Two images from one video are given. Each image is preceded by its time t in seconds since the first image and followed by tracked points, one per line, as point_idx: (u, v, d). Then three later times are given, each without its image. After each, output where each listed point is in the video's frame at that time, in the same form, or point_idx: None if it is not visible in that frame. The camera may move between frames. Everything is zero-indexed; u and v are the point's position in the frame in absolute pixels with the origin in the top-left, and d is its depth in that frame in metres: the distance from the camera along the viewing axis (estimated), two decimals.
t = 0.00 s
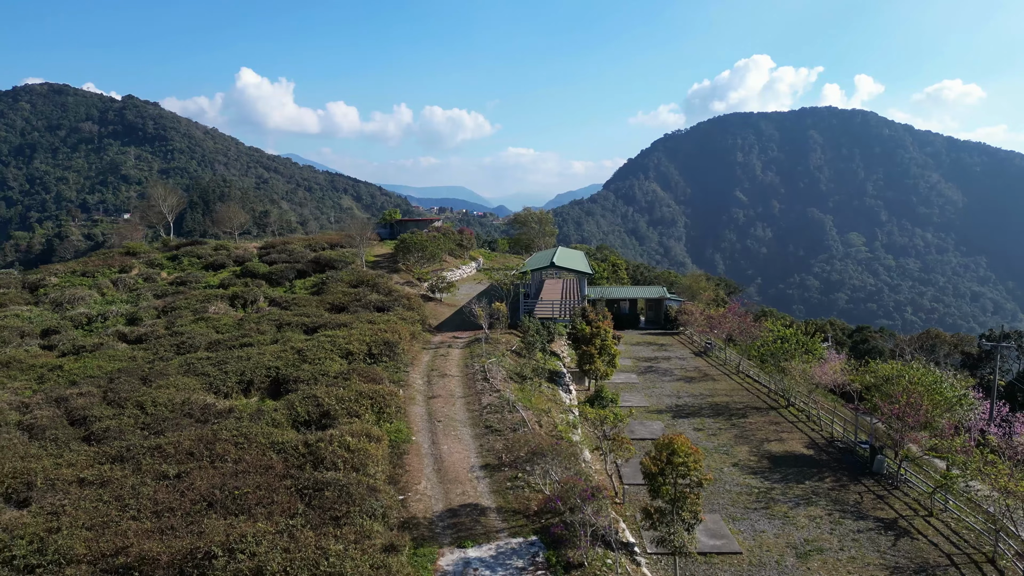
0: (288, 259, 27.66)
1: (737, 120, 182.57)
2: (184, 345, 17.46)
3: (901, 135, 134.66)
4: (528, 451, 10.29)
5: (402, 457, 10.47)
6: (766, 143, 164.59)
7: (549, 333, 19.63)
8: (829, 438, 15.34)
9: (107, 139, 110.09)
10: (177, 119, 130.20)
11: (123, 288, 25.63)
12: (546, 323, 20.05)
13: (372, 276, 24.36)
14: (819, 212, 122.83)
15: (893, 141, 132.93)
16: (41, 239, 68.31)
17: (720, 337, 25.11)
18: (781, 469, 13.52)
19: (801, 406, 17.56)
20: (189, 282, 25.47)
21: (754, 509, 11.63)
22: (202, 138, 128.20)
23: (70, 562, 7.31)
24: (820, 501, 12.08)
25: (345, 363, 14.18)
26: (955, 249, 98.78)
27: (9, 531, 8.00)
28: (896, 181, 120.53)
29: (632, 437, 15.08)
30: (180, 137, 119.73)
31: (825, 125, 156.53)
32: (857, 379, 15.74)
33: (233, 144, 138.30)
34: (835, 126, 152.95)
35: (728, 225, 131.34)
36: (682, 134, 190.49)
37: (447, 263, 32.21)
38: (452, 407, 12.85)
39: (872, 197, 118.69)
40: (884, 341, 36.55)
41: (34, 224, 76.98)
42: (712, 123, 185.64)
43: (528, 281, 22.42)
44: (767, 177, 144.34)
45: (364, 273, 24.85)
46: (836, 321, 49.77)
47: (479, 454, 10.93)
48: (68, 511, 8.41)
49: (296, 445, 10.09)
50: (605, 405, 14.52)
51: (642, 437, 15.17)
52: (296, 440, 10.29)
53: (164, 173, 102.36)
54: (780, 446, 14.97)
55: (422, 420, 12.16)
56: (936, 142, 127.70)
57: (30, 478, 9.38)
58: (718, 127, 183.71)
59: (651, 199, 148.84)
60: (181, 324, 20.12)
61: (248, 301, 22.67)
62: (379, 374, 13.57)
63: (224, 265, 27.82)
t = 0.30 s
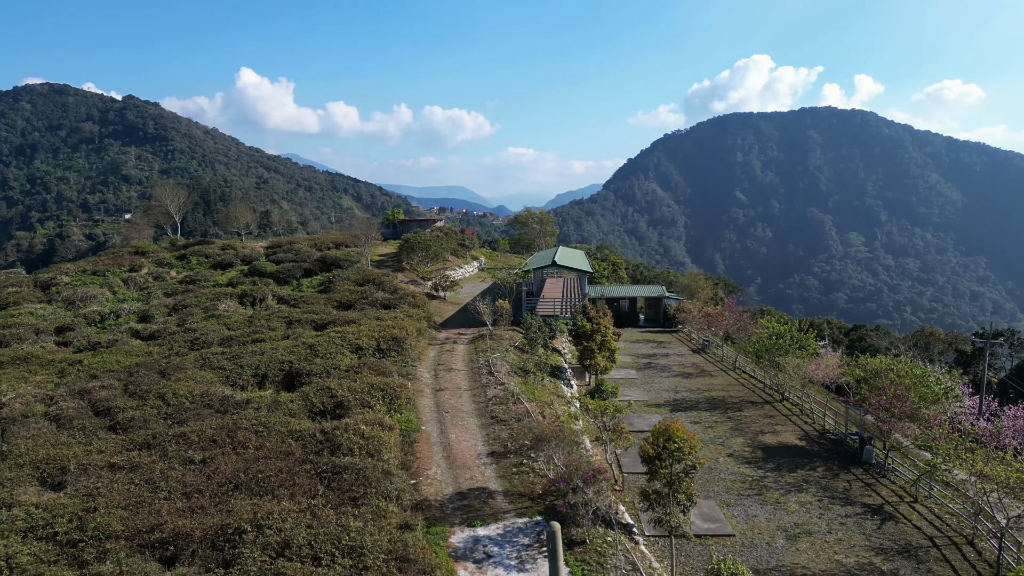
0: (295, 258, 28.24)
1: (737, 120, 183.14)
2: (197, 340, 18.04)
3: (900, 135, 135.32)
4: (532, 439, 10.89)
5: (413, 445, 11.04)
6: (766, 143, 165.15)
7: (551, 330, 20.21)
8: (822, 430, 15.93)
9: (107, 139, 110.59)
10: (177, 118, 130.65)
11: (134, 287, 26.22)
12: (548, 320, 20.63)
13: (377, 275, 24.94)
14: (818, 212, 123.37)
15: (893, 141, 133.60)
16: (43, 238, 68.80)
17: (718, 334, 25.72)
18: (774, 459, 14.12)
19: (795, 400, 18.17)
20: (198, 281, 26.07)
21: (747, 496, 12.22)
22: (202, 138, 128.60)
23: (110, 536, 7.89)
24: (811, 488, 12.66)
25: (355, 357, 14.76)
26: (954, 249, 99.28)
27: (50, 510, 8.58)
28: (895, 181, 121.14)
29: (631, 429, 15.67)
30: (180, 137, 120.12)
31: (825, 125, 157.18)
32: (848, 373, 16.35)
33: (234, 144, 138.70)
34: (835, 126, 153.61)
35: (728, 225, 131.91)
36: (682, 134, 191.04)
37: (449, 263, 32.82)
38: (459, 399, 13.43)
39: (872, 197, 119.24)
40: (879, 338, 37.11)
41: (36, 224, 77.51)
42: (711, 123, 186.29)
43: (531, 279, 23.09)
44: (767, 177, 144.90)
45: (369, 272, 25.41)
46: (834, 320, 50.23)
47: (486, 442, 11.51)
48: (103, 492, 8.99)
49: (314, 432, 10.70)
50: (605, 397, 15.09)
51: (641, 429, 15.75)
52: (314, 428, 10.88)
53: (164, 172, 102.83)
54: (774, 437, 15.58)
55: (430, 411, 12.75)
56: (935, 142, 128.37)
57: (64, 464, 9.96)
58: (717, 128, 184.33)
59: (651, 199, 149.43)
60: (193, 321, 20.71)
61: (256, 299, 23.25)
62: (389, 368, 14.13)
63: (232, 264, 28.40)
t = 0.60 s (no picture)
0: (302, 257, 28.83)
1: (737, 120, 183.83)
2: (211, 337, 18.64)
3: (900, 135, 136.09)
4: (536, 427, 11.47)
5: (424, 434, 11.63)
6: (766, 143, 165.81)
7: (553, 327, 20.76)
8: (815, 423, 16.53)
9: (108, 139, 111.16)
10: (177, 118, 131.20)
11: (145, 285, 26.81)
12: (550, 318, 21.18)
13: (383, 273, 25.51)
14: (818, 212, 123.96)
15: (892, 142, 134.34)
16: (45, 238, 69.31)
17: (716, 332, 26.31)
18: (768, 450, 14.71)
19: (790, 395, 18.77)
20: (207, 280, 26.64)
21: (741, 483, 12.82)
22: (203, 139, 129.13)
23: (145, 514, 8.49)
24: (802, 476, 13.26)
25: (366, 352, 15.36)
26: (954, 249, 99.79)
27: (87, 490, 9.21)
28: (895, 181, 121.78)
29: (631, 421, 16.27)
30: (181, 137, 120.73)
31: (825, 125, 157.91)
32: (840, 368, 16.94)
33: (234, 144, 139.23)
34: (835, 126, 154.33)
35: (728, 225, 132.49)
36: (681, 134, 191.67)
37: (453, 262, 33.45)
38: (465, 392, 14.01)
39: (872, 197, 119.82)
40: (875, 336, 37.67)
41: (38, 224, 78.11)
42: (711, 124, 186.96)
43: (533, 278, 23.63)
44: (767, 177, 145.49)
45: (375, 271, 26.00)
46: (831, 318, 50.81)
47: (493, 432, 12.10)
48: (136, 474, 9.59)
49: (330, 421, 11.29)
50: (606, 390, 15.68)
51: (640, 421, 16.34)
52: (331, 418, 11.47)
53: (165, 172, 103.40)
54: (769, 429, 16.17)
55: (438, 402, 13.34)
56: (934, 142, 129.14)
57: (95, 450, 10.55)
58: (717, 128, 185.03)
59: (651, 199, 150.05)
60: (205, 319, 21.28)
61: (265, 297, 23.79)
62: (398, 362, 14.72)
63: (240, 263, 28.99)
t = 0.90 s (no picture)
0: (308, 257, 29.46)
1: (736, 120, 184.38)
2: (224, 332, 19.26)
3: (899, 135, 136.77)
4: (541, 416, 12.08)
5: (435, 422, 12.24)
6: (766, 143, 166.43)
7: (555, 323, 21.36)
8: (808, 415, 17.12)
9: (109, 139, 111.76)
10: (177, 118, 131.71)
11: (155, 283, 27.45)
12: (552, 315, 21.79)
13: (389, 272, 26.14)
14: (818, 212, 124.55)
15: (892, 142, 135.03)
16: (47, 238, 69.93)
17: (714, 329, 27.00)
18: (762, 440, 15.34)
19: (785, 389, 19.40)
20: (217, 278, 27.27)
21: (736, 471, 13.43)
22: (203, 138, 129.64)
23: (178, 494, 9.10)
24: (795, 465, 13.87)
25: (376, 346, 16.01)
26: (953, 248, 100.31)
27: (121, 472, 9.84)
28: (895, 181, 122.40)
29: (633, 413, 16.83)
30: (181, 137, 121.31)
31: (824, 125, 158.62)
32: (833, 361, 17.52)
33: (234, 144, 139.79)
34: (834, 126, 155.03)
35: (727, 225, 133.06)
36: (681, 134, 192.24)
37: (456, 260, 34.05)
38: (472, 384, 14.64)
39: (871, 197, 120.42)
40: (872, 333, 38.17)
41: (40, 224, 78.71)
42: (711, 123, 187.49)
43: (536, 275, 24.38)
44: (766, 177, 146.07)
45: (380, 269, 26.62)
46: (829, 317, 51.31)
47: (499, 421, 12.70)
48: (164, 458, 10.19)
49: (345, 411, 11.90)
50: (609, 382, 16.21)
51: (640, 413, 16.91)
52: (346, 407, 12.08)
53: (166, 172, 103.94)
54: (763, 421, 16.82)
55: (446, 393, 13.98)
56: (934, 142, 129.85)
57: (123, 437, 11.14)
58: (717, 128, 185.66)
59: (651, 199, 150.70)
60: (216, 316, 21.91)
61: (274, 295, 24.39)
62: (407, 356, 15.31)
63: (248, 262, 29.62)
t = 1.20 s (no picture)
0: (315, 256, 30.09)
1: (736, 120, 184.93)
2: (236, 328, 19.86)
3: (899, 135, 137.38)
4: (545, 406, 12.67)
5: (445, 412, 12.84)
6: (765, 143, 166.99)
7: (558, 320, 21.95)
8: (802, 409, 17.75)
9: (110, 139, 112.32)
10: (178, 119, 132.21)
11: (166, 282, 28.07)
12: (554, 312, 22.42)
13: (394, 271, 26.74)
14: (818, 212, 125.11)
15: (891, 142, 135.65)
16: (49, 237, 70.48)
17: (712, 326, 27.63)
18: (758, 431, 15.95)
19: (781, 384, 20.01)
20: (226, 276, 27.88)
21: (732, 460, 14.05)
22: (204, 138, 130.16)
23: (207, 475, 9.70)
24: (789, 454, 14.48)
25: (385, 341, 16.62)
26: (953, 248, 100.86)
27: (151, 457, 10.45)
28: (894, 181, 122.97)
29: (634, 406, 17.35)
30: (182, 137, 121.84)
31: (824, 125, 159.22)
32: (826, 356, 18.14)
33: (235, 144, 140.37)
34: (834, 126, 155.65)
35: (727, 225, 133.65)
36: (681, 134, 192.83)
37: (459, 259, 34.63)
38: (478, 377, 15.25)
39: (871, 197, 121.01)
40: (868, 331, 38.73)
41: (42, 223, 79.27)
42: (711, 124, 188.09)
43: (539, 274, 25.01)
44: (766, 177, 146.66)
45: (386, 268, 27.21)
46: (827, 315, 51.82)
47: (505, 411, 13.30)
48: (191, 445, 10.81)
49: (360, 401, 12.50)
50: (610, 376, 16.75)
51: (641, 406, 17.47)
52: (360, 398, 12.69)
53: (166, 172, 104.41)
54: (759, 413, 17.43)
55: (454, 385, 14.59)
56: (933, 142, 130.50)
57: (150, 425, 11.76)
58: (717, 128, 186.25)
59: (651, 199, 151.32)
60: (227, 312, 22.50)
61: (282, 293, 24.99)
62: (416, 351, 15.89)
63: (255, 262, 30.22)
